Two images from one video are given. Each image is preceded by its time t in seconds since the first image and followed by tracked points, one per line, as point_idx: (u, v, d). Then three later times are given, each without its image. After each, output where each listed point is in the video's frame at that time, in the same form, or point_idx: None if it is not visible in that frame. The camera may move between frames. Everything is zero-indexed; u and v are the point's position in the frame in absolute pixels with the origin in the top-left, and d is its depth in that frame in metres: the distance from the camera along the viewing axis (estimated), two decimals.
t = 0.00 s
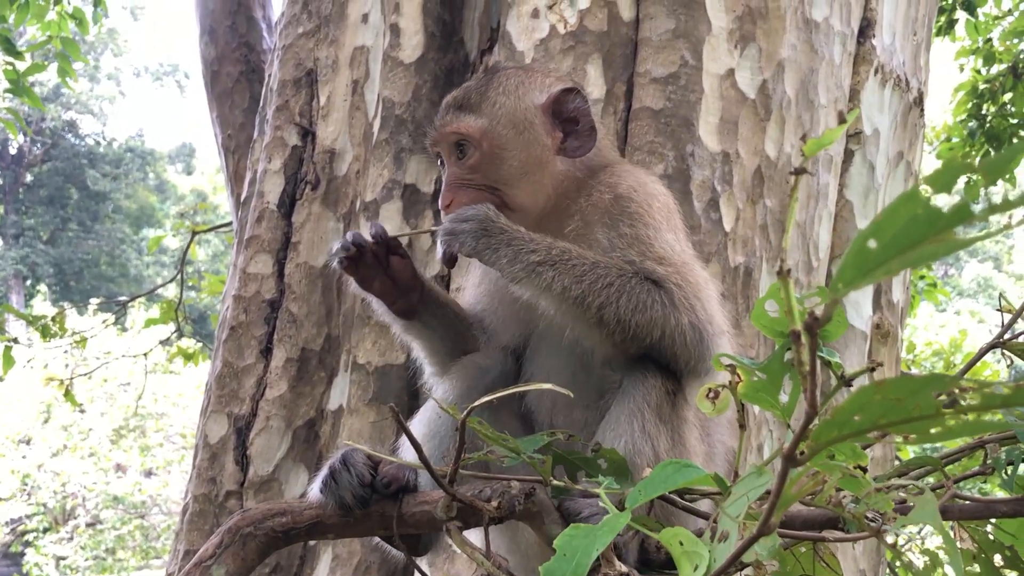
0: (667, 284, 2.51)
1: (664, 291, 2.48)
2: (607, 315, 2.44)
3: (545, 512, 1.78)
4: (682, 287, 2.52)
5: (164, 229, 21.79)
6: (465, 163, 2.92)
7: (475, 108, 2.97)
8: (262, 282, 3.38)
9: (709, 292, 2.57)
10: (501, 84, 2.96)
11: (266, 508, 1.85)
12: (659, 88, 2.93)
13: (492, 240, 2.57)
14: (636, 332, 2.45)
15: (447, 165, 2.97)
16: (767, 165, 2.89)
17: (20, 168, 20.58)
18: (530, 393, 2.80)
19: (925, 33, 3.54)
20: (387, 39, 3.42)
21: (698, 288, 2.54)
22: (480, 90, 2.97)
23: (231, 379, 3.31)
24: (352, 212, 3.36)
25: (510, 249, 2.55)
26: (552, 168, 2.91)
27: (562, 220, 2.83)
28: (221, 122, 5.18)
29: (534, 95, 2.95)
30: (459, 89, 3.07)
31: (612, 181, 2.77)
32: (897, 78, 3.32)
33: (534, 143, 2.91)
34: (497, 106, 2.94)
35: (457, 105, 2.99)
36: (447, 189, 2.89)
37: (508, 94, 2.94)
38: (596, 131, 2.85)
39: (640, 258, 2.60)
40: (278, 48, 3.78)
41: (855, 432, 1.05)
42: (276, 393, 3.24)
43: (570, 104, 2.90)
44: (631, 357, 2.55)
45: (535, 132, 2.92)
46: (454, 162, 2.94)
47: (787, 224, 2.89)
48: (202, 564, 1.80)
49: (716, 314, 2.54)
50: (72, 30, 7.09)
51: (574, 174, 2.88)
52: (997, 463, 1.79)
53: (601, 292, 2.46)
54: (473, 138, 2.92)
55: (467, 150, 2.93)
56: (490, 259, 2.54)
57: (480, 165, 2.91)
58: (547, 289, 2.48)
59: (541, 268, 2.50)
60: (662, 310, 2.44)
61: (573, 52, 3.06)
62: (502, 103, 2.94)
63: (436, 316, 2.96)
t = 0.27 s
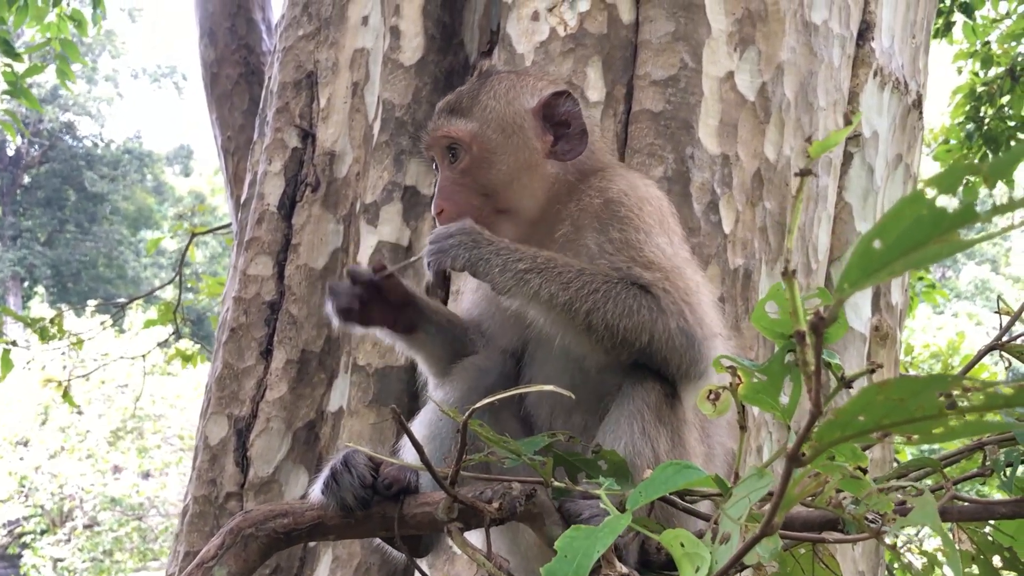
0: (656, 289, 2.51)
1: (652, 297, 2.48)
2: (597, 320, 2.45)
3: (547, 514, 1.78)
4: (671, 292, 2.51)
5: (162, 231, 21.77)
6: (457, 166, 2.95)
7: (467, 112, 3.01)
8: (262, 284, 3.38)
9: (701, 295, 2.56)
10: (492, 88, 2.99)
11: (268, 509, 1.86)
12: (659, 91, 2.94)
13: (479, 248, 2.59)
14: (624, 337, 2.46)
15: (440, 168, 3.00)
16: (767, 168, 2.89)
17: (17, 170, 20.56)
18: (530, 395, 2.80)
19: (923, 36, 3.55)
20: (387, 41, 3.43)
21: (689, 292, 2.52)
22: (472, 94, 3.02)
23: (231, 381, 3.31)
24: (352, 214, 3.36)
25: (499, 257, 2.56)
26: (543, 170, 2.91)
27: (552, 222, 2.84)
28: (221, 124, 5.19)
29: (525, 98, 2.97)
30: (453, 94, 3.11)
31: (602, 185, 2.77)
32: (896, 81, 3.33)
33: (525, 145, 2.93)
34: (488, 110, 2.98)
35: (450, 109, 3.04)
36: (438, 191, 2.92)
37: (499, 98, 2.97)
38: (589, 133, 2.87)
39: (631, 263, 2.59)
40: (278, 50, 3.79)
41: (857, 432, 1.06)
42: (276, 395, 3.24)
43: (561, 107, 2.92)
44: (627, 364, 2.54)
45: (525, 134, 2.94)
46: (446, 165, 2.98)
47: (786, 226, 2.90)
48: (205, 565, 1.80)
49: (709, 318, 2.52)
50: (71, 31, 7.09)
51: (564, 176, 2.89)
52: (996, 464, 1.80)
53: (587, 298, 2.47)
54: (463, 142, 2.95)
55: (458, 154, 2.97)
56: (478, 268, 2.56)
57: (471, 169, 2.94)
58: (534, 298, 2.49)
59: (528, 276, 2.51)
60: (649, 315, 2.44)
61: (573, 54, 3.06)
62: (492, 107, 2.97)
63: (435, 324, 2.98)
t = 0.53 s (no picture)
0: (646, 298, 2.52)
1: (641, 306, 2.50)
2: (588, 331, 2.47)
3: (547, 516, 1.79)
4: (662, 300, 2.51)
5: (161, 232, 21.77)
6: (449, 168, 3.00)
7: (459, 114, 3.06)
8: (263, 286, 3.39)
9: (694, 300, 2.55)
10: (485, 91, 3.05)
11: (269, 510, 1.87)
12: (658, 94, 2.95)
13: (467, 270, 2.65)
14: (616, 348, 2.47)
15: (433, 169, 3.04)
16: (765, 170, 2.91)
17: (16, 171, 20.56)
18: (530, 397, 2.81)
19: (921, 38, 3.57)
20: (387, 44, 3.44)
21: (681, 298, 2.52)
22: (465, 98, 3.07)
23: (231, 382, 3.32)
24: (352, 216, 3.37)
25: (487, 279, 2.62)
26: (533, 173, 2.97)
27: (545, 224, 2.89)
28: (220, 126, 5.19)
29: (517, 101, 3.02)
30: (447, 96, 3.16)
31: (594, 191, 2.80)
32: (894, 83, 3.35)
33: (517, 148, 2.98)
34: (479, 113, 3.03)
35: (443, 112, 3.09)
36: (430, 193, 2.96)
37: (492, 102, 3.03)
38: (579, 136, 2.91)
39: (622, 270, 2.60)
40: (278, 52, 3.80)
41: (854, 435, 1.07)
42: (276, 396, 3.25)
43: (553, 110, 2.96)
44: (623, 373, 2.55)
45: (516, 136, 2.99)
46: (439, 167, 3.02)
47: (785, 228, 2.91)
48: (206, 566, 1.81)
49: (704, 324, 2.52)
50: (70, 33, 7.09)
51: (557, 178, 2.95)
52: (993, 466, 1.82)
53: (576, 313, 2.50)
54: (454, 144, 3.00)
55: (450, 156, 3.01)
56: (468, 289, 2.62)
57: (463, 171, 3.00)
58: (522, 317, 2.53)
59: (515, 296, 2.56)
60: (639, 325, 2.45)
61: (572, 57, 3.07)
62: (484, 110, 3.03)
63: (438, 339, 2.98)
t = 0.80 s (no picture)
0: (643, 299, 2.53)
1: (638, 308, 2.51)
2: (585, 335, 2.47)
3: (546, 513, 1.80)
4: (658, 301, 2.52)
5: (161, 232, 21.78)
6: (445, 168, 2.99)
7: (455, 115, 3.04)
8: (263, 285, 3.40)
9: (690, 300, 2.56)
10: (480, 92, 3.03)
11: (270, 508, 1.88)
12: (657, 94, 2.96)
13: (465, 278, 2.66)
14: (614, 350, 2.48)
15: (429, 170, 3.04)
16: (764, 170, 2.92)
17: (16, 171, 20.57)
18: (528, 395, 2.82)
19: (920, 39, 3.58)
20: (387, 44, 3.45)
21: (678, 298, 2.53)
22: (459, 99, 3.05)
23: (232, 382, 3.33)
24: (353, 216, 3.38)
25: (484, 287, 2.62)
26: (527, 173, 2.93)
27: (542, 226, 2.88)
28: (221, 126, 5.21)
29: (512, 101, 3.00)
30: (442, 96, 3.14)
31: (590, 192, 2.80)
32: (892, 83, 3.36)
33: (511, 148, 2.94)
34: (473, 114, 3.00)
35: (439, 113, 3.07)
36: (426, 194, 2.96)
37: (486, 103, 3.00)
38: (573, 135, 2.90)
39: (618, 272, 2.61)
40: (278, 53, 3.81)
41: (850, 429, 1.08)
42: (277, 395, 3.26)
43: (547, 110, 2.95)
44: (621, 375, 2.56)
45: (510, 135, 2.96)
46: (435, 168, 3.01)
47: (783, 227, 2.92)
48: (208, 563, 1.82)
49: (701, 324, 2.53)
50: (70, 33, 7.10)
51: (552, 178, 2.92)
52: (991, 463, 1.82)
53: (573, 316, 2.51)
54: (448, 143, 2.98)
55: (445, 156, 3.00)
56: (466, 297, 2.64)
57: (457, 171, 2.97)
58: (520, 323, 2.54)
59: (513, 301, 2.57)
60: (636, 326, 2.46)
61: (572, 58, 3.09)
62: (479, 111, 3.00)
63: (436, 342, 3.01)
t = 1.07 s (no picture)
0: (637, 301, 2.53)
1: (632, 309, 2.51)
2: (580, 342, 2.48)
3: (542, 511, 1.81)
4: (651, 302, 2.52)
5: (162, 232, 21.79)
6: (440, 169, 2.99)
7: (450, 116, 3.04)
8: (262, 285, 3.41)
9: (684, 299, 2.56)
10: (474, 93, 3.03)
11: (268, 507, 1.88)
12: (655, 94, 2.97)
13: (460, 287, 2.68)
14: (609, 352, 2.48)
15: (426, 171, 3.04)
16: (762, 170, 2.93)
17: (16, 171, 20.59)
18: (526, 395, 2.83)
19: (918, 39, 3.59)
20: (386, 45, 3.46)
21: (671, 298, 2.54)
22: (454, 100, 3.04)
23: (232, 381, 3.34)
24: (352, 216, 3.39)
25: (478, 296, 2.63)
26: (520, 173, 2.92)
27: (538, 226, 2.89)
28: (220, 126, 5.22)
29: (506, 101, 2.98)
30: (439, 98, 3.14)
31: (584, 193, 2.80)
32: (890, 83, 3.37)
33: (505, 149, 2.93)
34: (467, 115, 3.00)
35: (435, 114, 3.07)
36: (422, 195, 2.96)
37: (480, 104, 2.99)
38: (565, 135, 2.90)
39: (612, 272, 2.61)
40: (278, 53, 3.82)
41: (843, 430, 1.09)
42: (276, 395, 3.27)
43: (540, 110, 2.94)
44: (618, 376, 2.56)
45: (502, 136, 2.95)
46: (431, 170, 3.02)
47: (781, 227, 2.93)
48: (206, 561, 1.83)
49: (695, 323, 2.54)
50: (70, 33, 7.10)
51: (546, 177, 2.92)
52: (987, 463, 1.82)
53: (566, 321, 2.51)
54: (443, 145, 2.98)
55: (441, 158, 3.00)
56: (461, 308, 2.64)
57: (452, 172, 2.97)
58: (514, 331, 2.55)
59: (506, 310, 2.58)
60: (630, 328, 2.47)
61: (570, 58, 3.09)
62: (473, 113, 2.99)
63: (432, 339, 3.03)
